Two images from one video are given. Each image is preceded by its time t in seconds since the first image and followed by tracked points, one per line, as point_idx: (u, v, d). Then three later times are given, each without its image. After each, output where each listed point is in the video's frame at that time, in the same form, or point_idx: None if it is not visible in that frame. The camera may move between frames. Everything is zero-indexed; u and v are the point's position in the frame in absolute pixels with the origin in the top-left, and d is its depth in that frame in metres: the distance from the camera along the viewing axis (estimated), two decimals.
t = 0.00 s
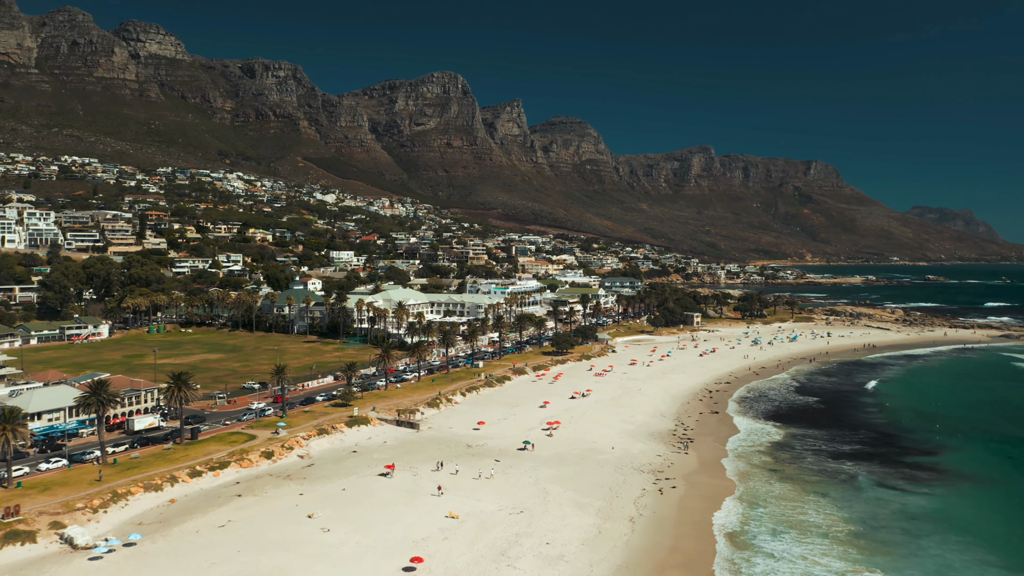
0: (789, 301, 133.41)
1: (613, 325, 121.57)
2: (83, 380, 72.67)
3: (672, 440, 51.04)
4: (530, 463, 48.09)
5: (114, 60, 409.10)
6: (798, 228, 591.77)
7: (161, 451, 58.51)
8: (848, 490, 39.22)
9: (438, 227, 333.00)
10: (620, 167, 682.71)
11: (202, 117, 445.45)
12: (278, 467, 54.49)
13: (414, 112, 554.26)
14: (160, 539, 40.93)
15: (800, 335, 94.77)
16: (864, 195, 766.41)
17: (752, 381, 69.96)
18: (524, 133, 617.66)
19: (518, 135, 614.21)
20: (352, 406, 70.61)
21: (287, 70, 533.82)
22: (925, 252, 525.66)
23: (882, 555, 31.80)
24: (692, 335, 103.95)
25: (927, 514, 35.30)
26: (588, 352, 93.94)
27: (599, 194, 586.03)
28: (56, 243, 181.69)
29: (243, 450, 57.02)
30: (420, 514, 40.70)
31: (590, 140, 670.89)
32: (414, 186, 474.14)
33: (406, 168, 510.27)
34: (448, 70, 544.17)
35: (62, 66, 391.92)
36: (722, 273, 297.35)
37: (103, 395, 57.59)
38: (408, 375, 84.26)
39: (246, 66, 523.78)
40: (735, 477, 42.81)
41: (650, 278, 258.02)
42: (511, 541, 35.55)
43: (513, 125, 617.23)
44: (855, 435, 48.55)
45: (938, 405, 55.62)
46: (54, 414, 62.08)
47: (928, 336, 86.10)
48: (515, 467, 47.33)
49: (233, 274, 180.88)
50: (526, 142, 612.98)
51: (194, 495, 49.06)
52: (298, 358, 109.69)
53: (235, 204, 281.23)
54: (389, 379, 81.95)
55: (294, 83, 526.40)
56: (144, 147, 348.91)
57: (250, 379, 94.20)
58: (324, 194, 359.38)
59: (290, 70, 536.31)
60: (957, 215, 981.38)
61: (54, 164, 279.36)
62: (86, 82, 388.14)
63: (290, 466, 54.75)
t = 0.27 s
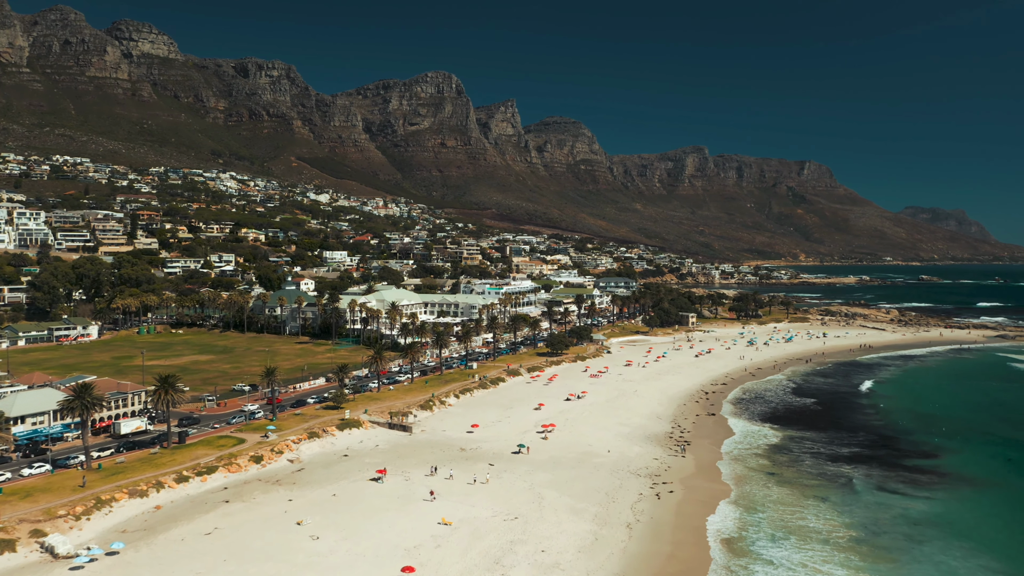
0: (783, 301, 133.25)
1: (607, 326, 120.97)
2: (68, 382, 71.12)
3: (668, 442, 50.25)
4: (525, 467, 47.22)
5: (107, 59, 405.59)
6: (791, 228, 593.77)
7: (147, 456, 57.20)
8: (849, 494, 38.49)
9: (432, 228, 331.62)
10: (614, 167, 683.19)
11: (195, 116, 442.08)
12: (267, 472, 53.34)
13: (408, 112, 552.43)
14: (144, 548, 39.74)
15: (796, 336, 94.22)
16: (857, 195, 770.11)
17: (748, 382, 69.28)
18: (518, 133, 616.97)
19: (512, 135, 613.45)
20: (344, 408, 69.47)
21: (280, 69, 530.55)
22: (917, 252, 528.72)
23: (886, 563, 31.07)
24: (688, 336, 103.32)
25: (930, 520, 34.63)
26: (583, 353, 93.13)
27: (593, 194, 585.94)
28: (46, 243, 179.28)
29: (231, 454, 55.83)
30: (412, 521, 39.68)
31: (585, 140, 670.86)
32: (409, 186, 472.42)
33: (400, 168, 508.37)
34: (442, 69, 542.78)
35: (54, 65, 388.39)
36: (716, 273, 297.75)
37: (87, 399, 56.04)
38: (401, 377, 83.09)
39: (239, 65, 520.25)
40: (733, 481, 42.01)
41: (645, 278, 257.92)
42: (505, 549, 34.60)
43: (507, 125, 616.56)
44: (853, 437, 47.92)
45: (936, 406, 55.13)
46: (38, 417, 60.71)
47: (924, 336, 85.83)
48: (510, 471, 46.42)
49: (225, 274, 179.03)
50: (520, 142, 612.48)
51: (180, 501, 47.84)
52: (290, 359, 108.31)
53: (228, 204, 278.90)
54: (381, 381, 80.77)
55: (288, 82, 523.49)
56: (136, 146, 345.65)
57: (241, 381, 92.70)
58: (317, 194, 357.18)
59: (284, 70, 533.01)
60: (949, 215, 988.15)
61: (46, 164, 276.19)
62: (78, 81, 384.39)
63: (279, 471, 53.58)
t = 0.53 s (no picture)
0: (778, 301, 133.00)
1: (601, 326, 120.19)
2: (50, 385, 69.38)
3: (664, 446, 49.31)
4: (519, 471, 46.17)
5: (98, 58, 401.43)
6: (784, 228, 595.87)
7: (131, 461, 55.68)
8: (850, 497, 37.63)
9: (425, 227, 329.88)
10: (607, 167, 683.43)
11: (187, 116, 438.09)
12: (253, 477, 52.03)
13: (401, 112, 550.14)
14: (123, 559, 38.32)
15: (791, 336, 93.77)
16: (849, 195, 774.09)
17: (744, 383, 68.51)
18: (511, 133, 615.98)
19: (505, 134, 612.48)
20: (334, 411, 68.13)
21: (272, 69, 526.81)
22: (909, 252, 532.15)
23: (891, 572, 30.21)
24: (682, 336, 102.79)
25: (933, 525, 33.82)
26: (577, 354, 92.15)
27: (586, 194, 585.84)
28: (34, 243, 176.58)
29: (217, 459, 54.49)
30: (403, 528, 38.52)
31: (578, 140, 670.80)
32: (401, 186, 470.36)
33: (393, 168, 505.98)
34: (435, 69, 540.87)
35: (45, 64, 384.21)
36: (710, 273, 298.05)
37: (67, 403, 54.51)
38: (392, 379, 81.84)
39: (231, 64, 516.02)
40: (730, 486, 41.10)
41: (638, 278, 257.68)
42: (499, 558, 33.52)
43: (500, 125, 615.46)
44: (850, 439, 47.11)
45: (933, 408, 54.43)
46: (18, 421, 58.89)
47: (919, 337, 85.50)
48: (504, 476, 45.33)
49: (215, 274, 176.98)
50: (513, 141, 611.44)
51: (163, 509, 46.42)
52: (279, 361, 106.86)
53: (219, 203, 276.06)
54: (372, 383, 79.44)
55: (280, 82, 519.85)
56: (127, 146, 341.76)
57: (229, 384, 91.05)
58: (309, 194, 354.69)
59: (276, 69, 529.21)
60: (941, 214, 996.00)
61: (36, 163, 272.41)
62: (69, 80, 379.99)
63: (266, 476, 52.22)
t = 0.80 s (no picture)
0: (772, 301, 132.77)
1: (596, 327, 119.47)
2: (34, 388, 67.76)
3: (661, 449, 48.43)
4: (513, 476, 45.22)
5: (90, 57, 398.18)
6: (777, 228, 597.98)
7: (116, 467, 54.25)
8: (850, 501, 36.86)
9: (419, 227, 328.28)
10: (601, 167, 683.59)
11: (179, 115, 434.92)
12: (241, 483, 50.86)
13: (395, 112, 548.13)
14: (105, 569, 37.05)
15: (786, 336, 93.38)
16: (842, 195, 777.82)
17: (739, 384, 67.89)
18: (505, 133, 615.23)
19: (499, 135, 611.59)
20: (324, 414, 67.01)
21: (266, 68, 523.48)
22: (902, 252, 535.35)
23: None
24: (677, 336, 102.19)
25: (936, 531, 33.10)
26: (572, 355, 91.39)
27: (580, 194, 585.71)
28: (23, 243, 174.14)
29: (205, 464, 53.23)
30: (393, 536, 37.50)
31: (572, 140, 670.92)
32: (395, 186, 468.43)
33: (387, 168, 504.01)
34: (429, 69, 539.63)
35: (36, 64, 380.61)
36: (704, 273, 298.45)
37: (50, 407, 53.04)
38: (384, 381, 80.72)
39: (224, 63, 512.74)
40: (728, 490, 40.26)
41: (632, 279, 257.56)
42: (492, 567, 32.60)
43: (494, 125, 614.66)
44: (849, 441, 46.34)
45: (931, 409, 53.79)
46: None
47: (914, 337, 85.32)
48: (498, 481, 44.45)
49: (207, 275, 175.05)
50: (506, 142, 610.67)
51: (148, 516, 45.16)
52: (270, 363, 105.49)
53: (212, 203, 273.75)
54: (364, 385, 78.29)
55: (274, 81, 516.84)
56: (119, 146, 338.58)
57: (218, 386, 89.59)
58: (303, 194, 352.43)
59: (269, 69, 525.72)
60: (933, 214, 1002.48)
61: (26, 162, 269.32)
62: (60, 79, 376.36)
63: (255, 482, 51.01)
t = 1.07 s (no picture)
0: (766, 301, 132.41)
1: (590, 327, 118.34)
2: (12, 392, 65.79)
3: (657, 453, 47.26)
4: (505, 482, 43.95)
5: (79, 56, 393.45)
6: (769, 228, 600.57)
7: (95, 473, 52.41)
8: (851, 508, 35.81)
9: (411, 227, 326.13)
10: (593, 168, 683.72)
11: (170, 114, 430.34)
12: (225, 490, 49.28)
13: (387, 111, 545.25)
14: None
15: (780, 337, 92.74)
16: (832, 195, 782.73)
17: (734, 385, 67.00)
18: (497, 133, 613.70)
19: (491, 134, 610.17)
20: (312, 418, 65.54)
21: (256, 67, 518.84)
22: (892, 252, 538.95)
23: None
24: (671, 337, 101.39)
25: (939, 539, 32.12)
26: (565, 356, 90.32)
27: (573, 194, 585.40)
28: (8, 243, 170.90)
29: (187, 471, 51.54)
30: (381, 547, 36.15)
31: (564, 140, 670.33)
32: (387, 186, 465.79)
33: (379, 168, 501.09)
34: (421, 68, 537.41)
35: (25, 62, 375.52)
36: (696, 273, 298.47)
37: (27, 413, 51.06)
38: (374, 383, 79.16)
39: (215, 62, 508.12)
40: (725, 496, 39.13)
41: (625, 279, 257.06)
42: None
43: (486, 125, 613.17)
44: (847, 445, 45.29)
45: (931, 411, 52.69)
46: None
47: (908, 337, 84.87)
48: (489, 487, 43.17)
49: (196, 275, 172.51)
50: (499, 142, 609.23)
51: (127, 526, 43.46)
52: (259, 365, 103.63)
53: (202, 203, 270.53)
54: (354, 388, 76.77)
55: (265, 81, 512.57)
56: (109, 145, 334.19)
57: (204, 389, 87.69)
58: (294, 193, 349.16)
59: (260, 68, 520.53)
60: (923, 214, 1011.81)
61: (13, 161, 265.03)
62: (49, 78, 371.27)
63: (239, 489, 49.50)
